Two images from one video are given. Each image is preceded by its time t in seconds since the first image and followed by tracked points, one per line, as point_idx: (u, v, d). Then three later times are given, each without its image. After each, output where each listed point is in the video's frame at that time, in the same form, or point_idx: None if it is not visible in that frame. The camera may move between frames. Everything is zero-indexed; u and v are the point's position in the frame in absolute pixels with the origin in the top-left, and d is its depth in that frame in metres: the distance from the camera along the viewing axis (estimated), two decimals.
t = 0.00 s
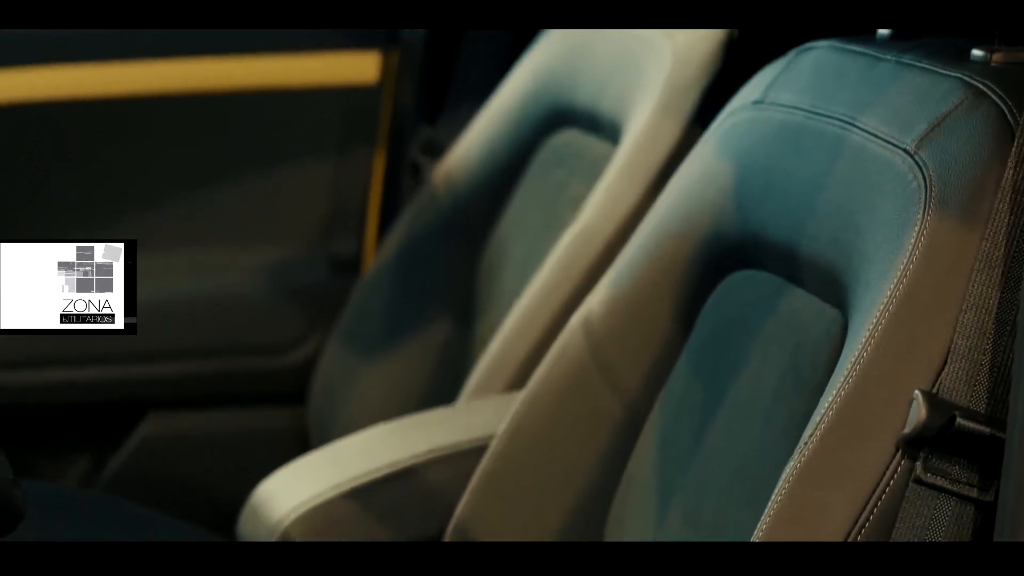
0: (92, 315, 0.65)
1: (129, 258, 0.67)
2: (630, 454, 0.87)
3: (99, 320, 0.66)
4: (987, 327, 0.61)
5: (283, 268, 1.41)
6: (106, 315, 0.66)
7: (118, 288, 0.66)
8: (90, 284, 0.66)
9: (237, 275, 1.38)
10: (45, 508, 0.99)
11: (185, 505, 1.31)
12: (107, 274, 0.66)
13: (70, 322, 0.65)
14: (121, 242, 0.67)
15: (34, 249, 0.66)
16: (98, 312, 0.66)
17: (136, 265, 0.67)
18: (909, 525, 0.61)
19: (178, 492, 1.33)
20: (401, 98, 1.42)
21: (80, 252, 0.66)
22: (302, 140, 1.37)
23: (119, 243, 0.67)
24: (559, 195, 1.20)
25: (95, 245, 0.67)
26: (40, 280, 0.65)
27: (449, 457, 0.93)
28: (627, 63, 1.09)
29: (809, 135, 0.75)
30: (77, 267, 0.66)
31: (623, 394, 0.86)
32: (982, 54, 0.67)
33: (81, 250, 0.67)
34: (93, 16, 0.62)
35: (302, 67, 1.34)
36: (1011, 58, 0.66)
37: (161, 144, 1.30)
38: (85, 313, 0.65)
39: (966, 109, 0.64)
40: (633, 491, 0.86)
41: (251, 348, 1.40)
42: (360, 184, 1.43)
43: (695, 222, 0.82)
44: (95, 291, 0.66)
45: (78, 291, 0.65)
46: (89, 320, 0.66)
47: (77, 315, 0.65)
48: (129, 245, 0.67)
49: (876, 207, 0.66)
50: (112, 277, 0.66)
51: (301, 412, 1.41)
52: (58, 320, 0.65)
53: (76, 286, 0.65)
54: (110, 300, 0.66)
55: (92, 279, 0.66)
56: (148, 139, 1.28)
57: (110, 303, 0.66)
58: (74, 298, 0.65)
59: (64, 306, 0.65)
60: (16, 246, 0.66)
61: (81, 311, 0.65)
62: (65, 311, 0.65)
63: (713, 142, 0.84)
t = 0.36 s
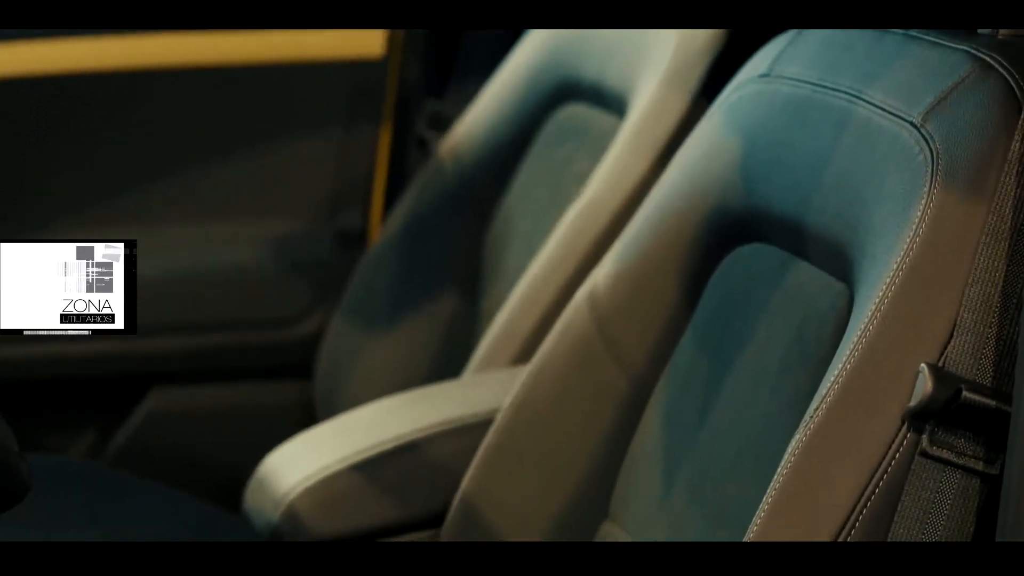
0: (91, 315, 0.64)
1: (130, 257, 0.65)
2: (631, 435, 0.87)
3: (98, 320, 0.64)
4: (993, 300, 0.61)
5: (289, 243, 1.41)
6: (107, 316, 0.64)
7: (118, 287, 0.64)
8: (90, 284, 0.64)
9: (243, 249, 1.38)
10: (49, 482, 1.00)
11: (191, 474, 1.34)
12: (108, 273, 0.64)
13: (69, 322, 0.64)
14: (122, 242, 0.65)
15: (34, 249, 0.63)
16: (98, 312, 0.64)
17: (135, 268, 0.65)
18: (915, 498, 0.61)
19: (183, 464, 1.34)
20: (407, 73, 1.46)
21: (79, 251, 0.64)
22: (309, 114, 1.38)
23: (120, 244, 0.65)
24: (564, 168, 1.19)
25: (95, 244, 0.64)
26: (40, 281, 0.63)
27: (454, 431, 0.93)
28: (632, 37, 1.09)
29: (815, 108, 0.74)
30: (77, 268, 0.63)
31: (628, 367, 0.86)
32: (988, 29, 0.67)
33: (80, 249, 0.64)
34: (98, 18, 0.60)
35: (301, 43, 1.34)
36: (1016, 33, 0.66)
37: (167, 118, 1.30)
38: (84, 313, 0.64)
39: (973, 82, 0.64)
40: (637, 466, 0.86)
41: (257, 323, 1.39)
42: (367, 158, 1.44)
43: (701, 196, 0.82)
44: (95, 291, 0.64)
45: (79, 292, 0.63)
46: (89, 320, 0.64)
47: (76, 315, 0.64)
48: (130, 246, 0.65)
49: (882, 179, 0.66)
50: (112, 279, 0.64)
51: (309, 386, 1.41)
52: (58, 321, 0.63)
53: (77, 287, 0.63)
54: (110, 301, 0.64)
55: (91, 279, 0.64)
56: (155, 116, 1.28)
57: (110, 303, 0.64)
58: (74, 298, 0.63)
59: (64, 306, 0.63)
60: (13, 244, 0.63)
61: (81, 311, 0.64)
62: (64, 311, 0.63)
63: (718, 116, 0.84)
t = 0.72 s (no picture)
0: (92, 315, 0.61)
1: (129, 257, 0.63)
2: (637, 409, 0.87)
3: (98, 321, 0.61)
4: (1002, 274, 0.60)
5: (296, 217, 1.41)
6: (107, 316, 0.61)
7: (119, 288, 0.62)
8: (89, 284, 0.61)
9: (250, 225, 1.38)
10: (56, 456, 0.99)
11: (188, 444, 1.35)
12: (109, 274, 0.61)
13: (69, 323, 0.61)
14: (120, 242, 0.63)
15: (34, 248, 0.60)
16: (98, 312, 0.61)
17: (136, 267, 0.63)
18: (922, 472, 0.61)
19: (182, 436, 1.35)
20: (412, 49, 1.45)
21: (79, 252, 0.61)
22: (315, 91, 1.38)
23: (119, 243, 0.62)
24: (571, 143, 1.19)
25: (94, 245, 0.62)
26: (40, 280, 0.60)
27: (461, 405, 0.93)
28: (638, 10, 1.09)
29: (823, 82, 0.74)
30: (77, 267, 0.60)
31: (635, 343, 0.86)
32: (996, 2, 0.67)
33: (80, 250, 0.61)
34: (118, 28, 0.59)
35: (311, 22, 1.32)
36: None
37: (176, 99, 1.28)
38: (82, 313, 0.61)
39: (982, 55, 0.64)
40: (644, 442, 0.86)
41: (264, 297, 1.39)
42: (371, 135, 1.46)
43: (707, 171, 0.82)
44: (95, 291, 0.61)
45: (78, 291, 0.60)
46: (89, 320, 0.61)
47: (76, 316, 0.61)
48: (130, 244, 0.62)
49: (890, 153, 0.65)
50: (111, 278, 0.62)
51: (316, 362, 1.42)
52: (58, 321, 0.60)
53: (76, 286, 0.61)
54: (110, 300, 0.61)
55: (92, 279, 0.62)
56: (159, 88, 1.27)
57: (110, 303, 0.61)
58: (74, 298, 0.60)
59: (64, 306, 0.60)
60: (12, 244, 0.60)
61: (81, 311, 0.61)
62: (64, 311, 0.60)
63: (725, 90, 0.84)
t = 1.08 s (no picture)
0: (92, 315, 0.68)
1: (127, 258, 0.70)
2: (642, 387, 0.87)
3: (98, 320, 0.68)
4: (1010, 246, 0.60)
5: (301, 191, 1.41)
6: (107, 315, 0.68)
7: (117, 289, 0.69)
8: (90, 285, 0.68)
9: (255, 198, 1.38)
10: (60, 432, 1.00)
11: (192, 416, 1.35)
12: (109, 275, 0.69)
13: (69, 322, 0.68)
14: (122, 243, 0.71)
15: (34, 250, 0.67)
16: (99, 312, 0.68)
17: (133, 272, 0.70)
18: (929, 443, 0.60)
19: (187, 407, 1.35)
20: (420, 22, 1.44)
21: (81, 253, 0.68)
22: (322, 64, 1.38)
23: (120, 244, 0.70)
24: (579, 116, 1.18)
25: (96, 245, 0.70)
26: (40, 283, 0.67)
27: (466, 378, 0.93)
28: None
29: (831, 54, 0.74)
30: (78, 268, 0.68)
31: (641, 315, 0.86)
32: None
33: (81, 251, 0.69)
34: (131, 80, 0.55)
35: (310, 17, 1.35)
36: None
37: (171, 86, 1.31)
38: (85, 313, 0.67)
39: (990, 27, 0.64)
40: (650, 416, 0.85)
41: (271, 270, 1.39)
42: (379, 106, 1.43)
43: (714, 143, 0.82)
44: (96, 292, 0.68)
45: (78, 292, 0.67)
46: (89, 320, 0.68)
47: (77, 315, 0.67)
48: (130, 245, 0.70)
49: (897, 125, 0.65)
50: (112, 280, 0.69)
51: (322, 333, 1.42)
52: (58, 321, 0.67)
53: (76, 286, 0.67)
54: (110, 301, 0.68)
55: (92, 280, 0.68)
56: (156, 79, 1.30)
57: (110, 303, 0.68)
58: (74, 298, 0.67)
59: (65, 306, 0.67)
60: (12, 245, 0.67)
61: (81, 311, 0.67)
62: (65, 311, 0.67)
63: (732, 63, 0.84)
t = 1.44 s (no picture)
0: (91, 316, 0.58)
1: (131, 256, 0.59)
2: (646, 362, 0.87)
3: (98, 321, 0.59)
4: (1017, 218, 0.59)
5: (306, 163, 1.41)
6: (107, 316, 0.59)
7: (118, 287, 0.59)
8: (89, 283, 0.59)
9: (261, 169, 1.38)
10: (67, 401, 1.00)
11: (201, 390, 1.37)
12: (109, 273, 0.59)
13: (68, 323, 0.58)
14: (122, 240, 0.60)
15: (34, 248, 0.57)
16: (98, 313, 0.58)
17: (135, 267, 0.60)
18: (934, 417, 0.60)
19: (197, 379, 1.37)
20: None
21: (78, 251, 0.58)
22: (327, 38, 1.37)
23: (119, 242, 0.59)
24: (583, 91, 1.16)
25: (94, 243, 0.59)
26: (37, 279, 0.57)
27: (470, 352, 0.93)
28: None
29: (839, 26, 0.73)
30: (79, 267, 0.58)
31: (647, 288, 0.86)
32: None
33: (79, 248, 0.58)
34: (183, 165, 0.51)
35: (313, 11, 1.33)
36: None
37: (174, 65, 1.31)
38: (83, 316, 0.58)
39: None
40: (654, 389, 0.85)
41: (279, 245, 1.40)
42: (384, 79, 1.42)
43: (721, 117, 0.82)
44: (95, 290, 0.58)
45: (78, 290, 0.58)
46: (88, 320, 0.59)
47: (76, 316, 0.58)
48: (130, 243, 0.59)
49: (904, 98, 0.64)
50: (111, 277, 0.59)
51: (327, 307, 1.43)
52: (57, 322, 0.58)
53: (76, 284, 0.58)
54: (110, 301, 0.59)
55: (90, 277, 0.59)
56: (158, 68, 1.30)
57: (110, 304, 0.59)
58: (74, 298, 0.58)
59: (63, 306, 0.58)
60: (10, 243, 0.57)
61: (81, 312, 0.58)
62: (64, 311, 0.57)
63: (739, 38, 0.84)
